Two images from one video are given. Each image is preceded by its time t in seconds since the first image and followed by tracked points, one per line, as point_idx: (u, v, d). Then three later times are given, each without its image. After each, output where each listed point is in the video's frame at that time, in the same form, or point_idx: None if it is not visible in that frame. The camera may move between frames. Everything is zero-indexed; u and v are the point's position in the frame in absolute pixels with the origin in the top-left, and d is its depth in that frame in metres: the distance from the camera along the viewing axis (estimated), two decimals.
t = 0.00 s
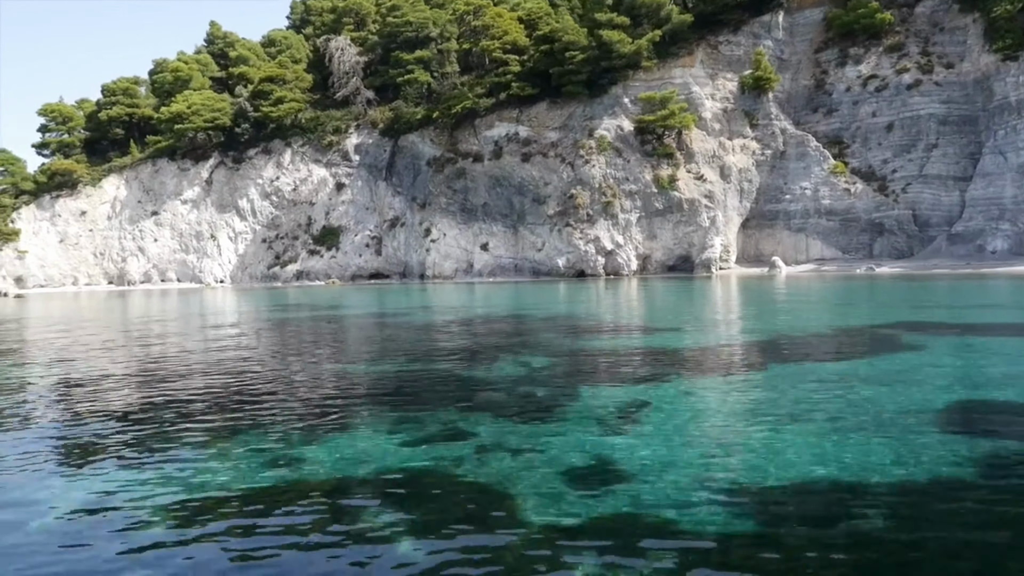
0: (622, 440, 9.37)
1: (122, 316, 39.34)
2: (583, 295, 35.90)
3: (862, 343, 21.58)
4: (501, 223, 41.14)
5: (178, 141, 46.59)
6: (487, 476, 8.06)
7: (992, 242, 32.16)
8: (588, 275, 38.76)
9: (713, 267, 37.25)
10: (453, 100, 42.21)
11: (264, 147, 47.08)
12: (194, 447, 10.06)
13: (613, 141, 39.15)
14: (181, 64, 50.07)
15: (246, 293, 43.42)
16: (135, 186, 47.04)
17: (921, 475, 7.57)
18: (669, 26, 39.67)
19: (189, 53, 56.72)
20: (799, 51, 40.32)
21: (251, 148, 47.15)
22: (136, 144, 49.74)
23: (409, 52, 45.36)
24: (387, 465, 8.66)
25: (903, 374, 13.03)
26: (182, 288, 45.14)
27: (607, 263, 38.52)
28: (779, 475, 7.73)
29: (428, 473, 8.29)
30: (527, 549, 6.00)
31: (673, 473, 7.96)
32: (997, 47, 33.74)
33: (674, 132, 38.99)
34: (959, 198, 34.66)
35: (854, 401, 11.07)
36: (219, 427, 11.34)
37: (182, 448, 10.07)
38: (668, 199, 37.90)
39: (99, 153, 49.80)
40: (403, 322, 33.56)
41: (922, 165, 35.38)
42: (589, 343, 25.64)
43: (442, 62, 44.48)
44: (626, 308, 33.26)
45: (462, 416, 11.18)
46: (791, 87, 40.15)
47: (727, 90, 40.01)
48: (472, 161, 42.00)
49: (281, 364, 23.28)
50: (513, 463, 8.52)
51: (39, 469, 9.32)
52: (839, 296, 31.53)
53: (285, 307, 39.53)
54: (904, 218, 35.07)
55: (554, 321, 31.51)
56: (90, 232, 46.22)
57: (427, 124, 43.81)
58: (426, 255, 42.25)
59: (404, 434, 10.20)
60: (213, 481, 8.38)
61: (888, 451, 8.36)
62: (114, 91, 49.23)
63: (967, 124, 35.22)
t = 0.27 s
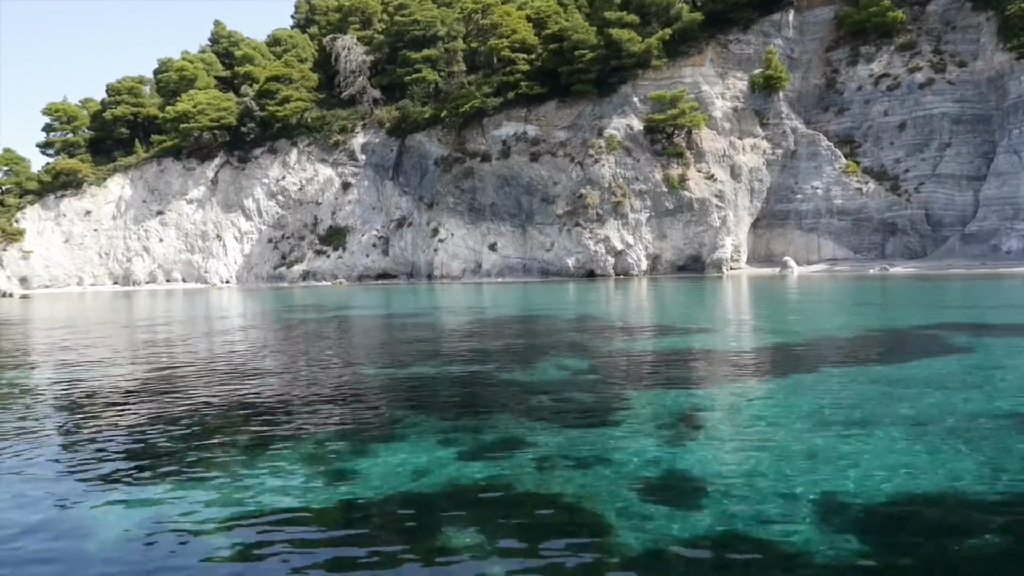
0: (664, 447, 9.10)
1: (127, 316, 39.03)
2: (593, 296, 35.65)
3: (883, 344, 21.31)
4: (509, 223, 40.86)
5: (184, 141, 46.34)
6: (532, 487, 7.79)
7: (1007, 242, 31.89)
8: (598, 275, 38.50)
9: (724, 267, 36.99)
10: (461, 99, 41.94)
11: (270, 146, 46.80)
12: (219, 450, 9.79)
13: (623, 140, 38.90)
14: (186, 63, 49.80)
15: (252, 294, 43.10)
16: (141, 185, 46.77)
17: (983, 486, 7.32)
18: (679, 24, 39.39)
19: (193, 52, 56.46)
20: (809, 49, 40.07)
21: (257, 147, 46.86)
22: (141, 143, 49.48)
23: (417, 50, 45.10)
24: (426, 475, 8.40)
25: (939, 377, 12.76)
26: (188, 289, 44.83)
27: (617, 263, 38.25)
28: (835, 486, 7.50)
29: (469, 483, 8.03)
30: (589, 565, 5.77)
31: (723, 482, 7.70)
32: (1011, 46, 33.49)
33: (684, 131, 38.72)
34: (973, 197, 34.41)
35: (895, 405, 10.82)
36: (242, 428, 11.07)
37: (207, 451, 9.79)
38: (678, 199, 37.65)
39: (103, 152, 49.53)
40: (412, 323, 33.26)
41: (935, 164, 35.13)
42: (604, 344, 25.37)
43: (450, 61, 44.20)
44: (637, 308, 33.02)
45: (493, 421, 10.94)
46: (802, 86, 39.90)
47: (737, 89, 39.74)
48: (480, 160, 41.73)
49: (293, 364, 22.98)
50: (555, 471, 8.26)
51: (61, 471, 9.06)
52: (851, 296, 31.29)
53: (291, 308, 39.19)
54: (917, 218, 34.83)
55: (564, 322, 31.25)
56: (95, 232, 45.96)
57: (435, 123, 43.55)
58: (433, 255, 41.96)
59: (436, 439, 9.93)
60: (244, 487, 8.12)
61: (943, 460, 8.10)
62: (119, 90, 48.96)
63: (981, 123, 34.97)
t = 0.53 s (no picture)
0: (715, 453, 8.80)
1: (133, 317, 38.71)
2: (604, 296, 35.36)
3: (908, 345, 20.99)
4: (519, 223, 40.52)
5: (190, 140, 46.03)
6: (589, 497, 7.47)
7: None
8: (609, 275, 38.17)
9: (737, 267, 36.67)
10: (470, 98, 41.64)
11: (277, 146, 46.47)
12: (250, 455, 9.47)
13: (634, 139, 38.58)
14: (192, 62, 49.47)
15: (259, 294, 42.77)
16: (146, 185, 46.45)
17: None
18: (690, 22, 39.07)
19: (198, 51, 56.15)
20: (821, 48, 39.77)
21: (264, 146, 46.53)
22: (147, 143, 49.17)
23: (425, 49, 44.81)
24: (473, 484, 8.06)
25: (983, 381, 12.44)
26: (194, 289, 44.50)
27: (629, 263, 37.92)
28: (908, 495, 7.18)
29: (521, 492, 7.69)
30: None
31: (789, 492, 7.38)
32: None
33: (696, 130, 38.41)
34: (988, 197, 34.11)
35: (947, 409, 10.50)
36: (269, 435, 10.75)
37: (236, 456, 9.47)
38: (690, 198, 37.33)
39: (108, 152, 49.21)
40: (422, 324, 32.93)
41: (950, 163, 34.83)
42: (620, 346, 25.08)
43: (458, 59, 43.91)
44: (649, 309, 32.74)
45: (531, 426, 10.63)
46: (813, 85, 39.59)
47: (748, 87, 39.43)
48: (489, 160, 41.42)
49: (308, 366, 22.67)
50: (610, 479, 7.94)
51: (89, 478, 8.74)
52: (865, 296, 31.03)
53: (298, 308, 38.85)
54: (932, 217, 34.52)
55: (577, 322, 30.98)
56: (101, 232, 45.64)
57: (443, 122, 43.24)
58: (442, 255, 41.63)
59: (475, 445, 9.61)
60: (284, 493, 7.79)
61: (1015, 469, 7.78)
62: (124, 89, 48.66)
63: (996, 121, 34.68)
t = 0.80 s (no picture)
0: (772, 471, 8.51)
1: (139, 317, 38.39)
2: (616, 296, 35.07)
3: (934, 347, 20.67)
4: (529, 223, 40.18)
5: (196, 139, 45.73)
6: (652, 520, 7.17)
7: None
8: (620, 275, 37.83)
9: (750, 267, 36.35)
10: (479, 97, 41.36)
11: (283, 144, 46.14)
12: (286, 470, 9.16)
13: (645, 139, 38.27)
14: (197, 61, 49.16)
15: (266, 294, 42.45)
16: (152, 184, 46.14)
17: None
18: (702, 20, 38.75)
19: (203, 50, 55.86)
20: (833, 47, 39.47)
21: (270, 145, 46.19)
22: (153, 142, 48.88)
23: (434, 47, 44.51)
24: (524, 501, 7.76)
25: None
26: (200, 289, 44.15)
27: (640, 263, 37.58)
28: (985, 522, 6.87)
29: (580, 514, 7.39)
30: None
31: (862, 518, 7.08)
32: None
33: (707, 129, 38.10)
34: (1004, 196, 33.78)
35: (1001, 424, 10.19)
36: (301, 447, 10.45)
37: (272, 470, 9.17)
38: (702, 198, 37.03)
39: (113, 151, 48.90)
40: (432, 324, 32.62)
41: (965, 163, 34.52)
42: (637, 347, 24.78)
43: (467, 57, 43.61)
44: (661, 309, 32.47)
45: (571, 438, 10.32)
46: (826, 84, 39.29)
47: (760, 86, 39.13)
48: (498, 159, 41.10)
49: (322, 367, 22.35)
50: (671, 501, 7.64)
51: (121, 496, 8.43)
52: (880, 296, 30.77)
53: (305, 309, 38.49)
54: (948, 216, 34.19)
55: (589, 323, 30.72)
56: (106, 232, 45.35)
57: (451, 121, 42.92)
58: (451, 255, 41.29)
59: (519, 457, 9.31)
60: (330, 514, 7.48)
61: None
62: (129, 87, 48.31)
63: (1012, 120, 34.37)
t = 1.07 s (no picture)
0: (821, 475, 8.20)
1: (144, 318, 38.08)
2: (625, 296, 34.80)
3: (956, 347, 20.39)
4: (537, 222, 39.89)
5: (201, 138, 45.48)
6: (706, 532, 6.87)
7: None
8: (630, 275, 37.54)
9: (761, 266, 36.07)
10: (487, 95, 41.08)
11: (289, 143, 45.84)
12: (314, 474, 8.84)
13: (655, 137, 37.97)
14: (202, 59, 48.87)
15: (272, 294, 42.21)
16: (157, 183, 45.87)
17: None
18: (712, 18, 38.42)
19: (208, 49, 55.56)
20: (844, 45, 39.19)
21: (276, 144, 45.90)
22: (157, 141, 48.59)
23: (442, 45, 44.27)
24: (568, 511, 7.48)
25: None
26: (205, 289, 43.87)
27: (650, 263, 37.29)
28: None
29: (629, 524, 7.09)
30: None
31: (927, 529, 6.77)
32: None
33: (718, 128, 37.80)
34: (1019, 195, 33.51)
35: None
36: (325, 450, 10.13)
37: (301, 474, 8.87)
38: (713, 197, 36.74)
39: (118, 150, 48.62)
40: (441, 325, 32.32)
41: (979, 162, 34.25)
42: (652, 347, 24.50)
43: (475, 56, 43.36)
44: (672, 309, 32.22)
45: (607, 439, 10.03)
46: (836, 82, 39.00)
47: (771, 84, 38.82)
48: (507, 158, 40.80)
49: (335, 367, 22.07)
50: (721, 509, 7.33)
51: (144, 502, 8.11)
52: (892, 296, 30.52)
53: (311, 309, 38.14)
54: (961, 215, 33.92)
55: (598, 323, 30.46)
56: (111, 231, 45.11)
57: (459, 120, 42.67)
58: (459, 255, 40.99)
59: (555, 461, 9.01)
60: (368, 525, 7.17)
61: None
62: (134, 86, 48.02)
63: None
